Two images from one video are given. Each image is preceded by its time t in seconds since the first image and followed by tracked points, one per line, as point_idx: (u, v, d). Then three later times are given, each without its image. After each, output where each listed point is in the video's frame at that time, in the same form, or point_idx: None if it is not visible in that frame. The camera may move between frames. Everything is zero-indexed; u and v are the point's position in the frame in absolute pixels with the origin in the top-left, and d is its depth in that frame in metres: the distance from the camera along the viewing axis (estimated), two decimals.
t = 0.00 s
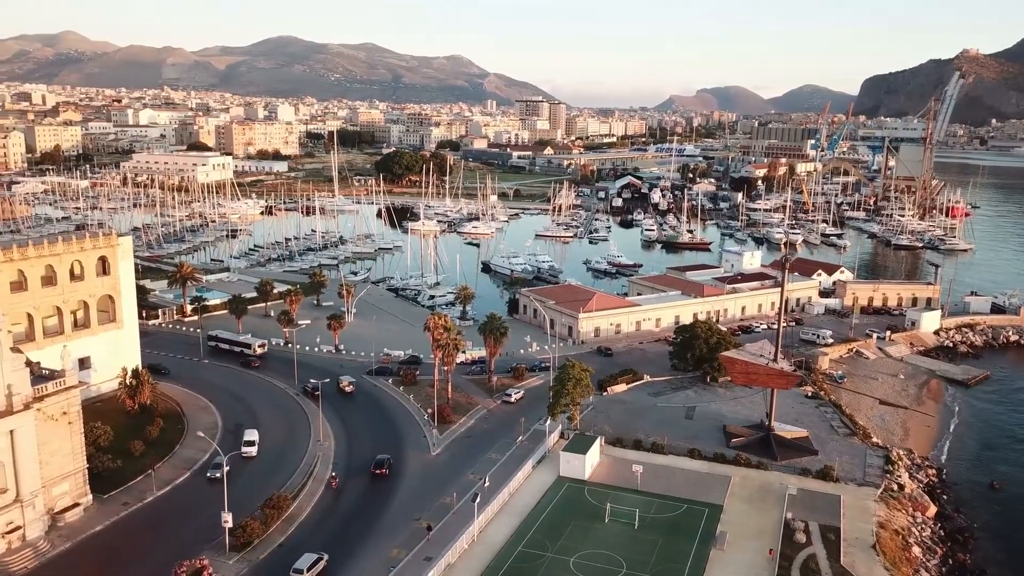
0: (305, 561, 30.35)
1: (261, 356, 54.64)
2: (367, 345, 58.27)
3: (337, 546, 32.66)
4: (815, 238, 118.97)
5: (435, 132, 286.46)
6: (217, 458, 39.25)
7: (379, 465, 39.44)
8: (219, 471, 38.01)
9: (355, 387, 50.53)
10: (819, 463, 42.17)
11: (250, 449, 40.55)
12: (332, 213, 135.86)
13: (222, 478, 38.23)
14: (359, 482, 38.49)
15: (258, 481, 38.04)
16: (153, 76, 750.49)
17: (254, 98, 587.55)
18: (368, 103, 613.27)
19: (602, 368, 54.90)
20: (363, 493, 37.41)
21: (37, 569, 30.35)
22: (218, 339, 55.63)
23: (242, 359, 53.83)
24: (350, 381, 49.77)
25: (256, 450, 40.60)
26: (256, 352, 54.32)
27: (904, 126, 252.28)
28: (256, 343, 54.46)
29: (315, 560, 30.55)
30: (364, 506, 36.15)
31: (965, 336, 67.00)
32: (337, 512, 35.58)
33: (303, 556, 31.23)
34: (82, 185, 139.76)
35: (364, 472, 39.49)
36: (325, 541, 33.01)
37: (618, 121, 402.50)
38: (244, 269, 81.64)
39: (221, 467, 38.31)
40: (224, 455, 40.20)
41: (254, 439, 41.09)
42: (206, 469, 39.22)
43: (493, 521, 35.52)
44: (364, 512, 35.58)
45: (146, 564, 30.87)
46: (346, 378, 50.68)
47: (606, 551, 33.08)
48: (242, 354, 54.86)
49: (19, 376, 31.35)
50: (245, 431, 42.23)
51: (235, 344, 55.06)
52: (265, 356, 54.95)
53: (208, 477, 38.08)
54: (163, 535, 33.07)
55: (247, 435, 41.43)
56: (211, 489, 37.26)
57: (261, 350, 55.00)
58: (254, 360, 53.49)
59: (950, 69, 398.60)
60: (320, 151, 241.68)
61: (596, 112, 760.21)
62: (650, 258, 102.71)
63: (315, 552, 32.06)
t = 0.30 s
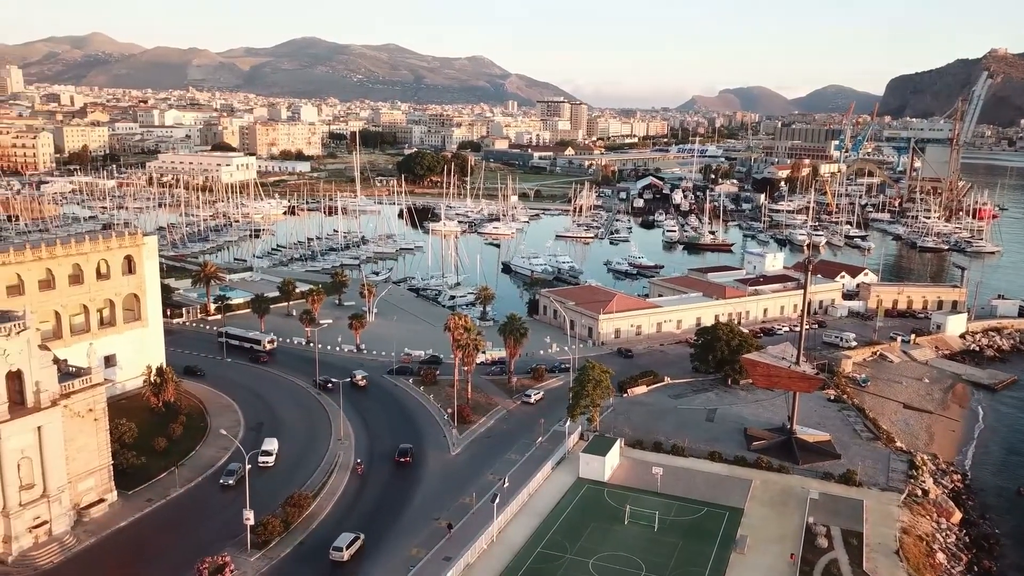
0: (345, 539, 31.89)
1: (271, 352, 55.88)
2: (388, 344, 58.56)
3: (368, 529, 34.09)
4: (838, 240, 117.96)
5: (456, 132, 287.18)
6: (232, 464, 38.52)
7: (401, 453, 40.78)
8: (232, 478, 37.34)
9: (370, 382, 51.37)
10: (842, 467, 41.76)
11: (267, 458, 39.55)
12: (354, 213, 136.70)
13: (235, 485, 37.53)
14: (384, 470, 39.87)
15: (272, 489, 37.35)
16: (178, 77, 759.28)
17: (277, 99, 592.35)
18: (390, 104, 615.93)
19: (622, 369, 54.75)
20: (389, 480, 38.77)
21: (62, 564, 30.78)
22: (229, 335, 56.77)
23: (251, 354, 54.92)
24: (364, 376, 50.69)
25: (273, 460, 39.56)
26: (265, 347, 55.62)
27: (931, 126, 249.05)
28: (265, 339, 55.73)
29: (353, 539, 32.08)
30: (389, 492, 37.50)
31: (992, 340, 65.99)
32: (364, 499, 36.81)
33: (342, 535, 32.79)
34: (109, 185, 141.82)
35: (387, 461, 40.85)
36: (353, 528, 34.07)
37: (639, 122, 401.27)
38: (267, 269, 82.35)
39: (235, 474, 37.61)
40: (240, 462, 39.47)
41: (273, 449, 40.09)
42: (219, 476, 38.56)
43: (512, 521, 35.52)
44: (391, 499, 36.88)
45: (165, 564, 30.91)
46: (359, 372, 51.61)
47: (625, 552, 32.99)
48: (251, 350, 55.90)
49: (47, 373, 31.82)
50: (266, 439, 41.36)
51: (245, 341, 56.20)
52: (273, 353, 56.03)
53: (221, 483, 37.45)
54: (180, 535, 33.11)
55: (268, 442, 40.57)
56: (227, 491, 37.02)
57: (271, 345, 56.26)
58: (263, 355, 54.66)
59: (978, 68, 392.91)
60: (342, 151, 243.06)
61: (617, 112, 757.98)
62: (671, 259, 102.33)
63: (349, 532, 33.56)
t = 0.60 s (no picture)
0: (380, 520, 33.58)
1: (280, 348, 56.52)
2: (408, 344, 58.78)
3: (400, 510, 35.87)
4: (862, 241, 116.83)
5: (478, 133, 287.51)
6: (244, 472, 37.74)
7: (423, 442, 42.11)
8: (243, 485, 36.66)
9: (391, 381, 51.63)
10: (865, 471, 41.31)
11: (282, 468, 38.56)
12: (375, 213, 137.35)
13: (246, 493, 36.83)
14: (408, 459, 41.18)
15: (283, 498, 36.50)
16: (201, 78, 767.47)
17: (300, 100, 596.74)
18: (412, 104, 618.43)
19: (642, 371, 54.54)
20: (414, 466, 40.30)
21: (86, 559, 31.16)
22: (239, 332, 57.37)
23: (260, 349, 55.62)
24: (377, 369, 51.76)
25: (288, 470, 38.54)
26: (274, 343, 56.25)
27: (958, 126, 245.53)
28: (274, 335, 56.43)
29: (388, 520, 33.75)
30: (416, 479, 38.94)
31: (1020, 344, 64.93)
32: (390, 487, 38.12)
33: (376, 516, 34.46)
34: (135, 185, 143.62)
35: (410, 450, 42.16)
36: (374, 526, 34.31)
37: (660, 122, 399.97)
38: (290, 268, 82.96)
39: (247, 481, 36.89)
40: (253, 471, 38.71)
41: (289, 458, 39.08)
42: (231, 484, 37.73)
43: (531, 522, 35.42)
44: (419, 483, 38.50)
45: (178, 564, 30.83)
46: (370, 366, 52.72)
47: (644, 554, 32.87)
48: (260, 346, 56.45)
49: (74, 370, 32.21)
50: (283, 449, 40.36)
51: (254, 337, 56.75)
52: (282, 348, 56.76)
53: (232, 490, 36.78)
54: (196, 536, 33.04)
55: (284, 452, 39.59)
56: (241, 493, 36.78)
57: (281, 342, 56.87)
58: (272, 351, 55.36)
59: (1007, 68, 386.64)
60: (364, 151, 244.31)
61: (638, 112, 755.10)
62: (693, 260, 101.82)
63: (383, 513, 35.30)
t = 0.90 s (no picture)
0: (412, 503, 35.13)
1: (287, 344, 57.20)
2: (428, 343, 58.97)
3: (430, 493, 37.59)
4: (886, 243, 115.67)
5: (499, 133, 287.87)
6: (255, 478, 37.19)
7: (443, 433, 43.34)
8: (252, 493, 36.01)
9: (411, 381, 51.77)
10: (889, 475, 40.85)
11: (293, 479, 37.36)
12: (397, 213, 137.97)
13: (255, 500, 36.18)
14: (428, 449, 42.40)
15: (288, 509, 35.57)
16: (224, 79, 775.24)
17: (322, 101, 601.20)
18: (433, 105, 620.59)
19: (663, 373, 54.33)
20: (435, 454, 41.72)
21: (111, 555, 31.53)
22: (248, 328, 58.20)
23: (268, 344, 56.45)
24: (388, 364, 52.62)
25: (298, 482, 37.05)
26: (282, 339, 56.94)
27: (985, 126, 242.02)
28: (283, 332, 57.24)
29: (419, 503, 35.30)
30: (437, 477, 39.24)
31: None
32: (411, 485, 38.40)
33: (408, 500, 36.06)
34: (160, 185, 145.36)
35: (430, 440, 43.38)
36: (395, 525, 34.49)
37: (682, 123, 398.26)
38: (312, 268, 83.55)
39: (256, 489, 36.25)
40: (265, 479, 37.94)
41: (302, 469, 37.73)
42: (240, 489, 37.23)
43: (551, 523, 35.33)
44: (444, 469, 40.10)
45: (197, 564, 30.89)
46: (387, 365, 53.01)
47: (664, 557, 32.72)
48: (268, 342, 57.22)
49: (100, 367, 32.59)
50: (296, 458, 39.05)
51: (263, 334, 57.54)
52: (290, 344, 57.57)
53: (242, 498, 36.18)
54: (216, 535, 33.18)
55: (297, 462, 38.29)
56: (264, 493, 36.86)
57: (289, 338, 57.56)
58: (279, 347, 56.16)
59: None
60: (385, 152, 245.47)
61: (659, 112, 752.41)
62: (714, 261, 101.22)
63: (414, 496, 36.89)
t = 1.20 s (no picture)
0: (441, 488, 36.82)
1: (297, 340, 58.12)
2: (449, 343, 59.15)
3: (456, 476, 39.37)
4: (911, 245, 114.35)
5: (520, 134, 287.89)
6: (264, 485, 36.55)
7: (460, 423, 44.67)
8: (261, 500, 35.34)
9: (432, 381, 51.95)
10: (912, 480, 40.39)
11: (301, 491, 36.30)
12: (418, 213, 138.49)
13: (264, 507, 35.49)
14: (447, 439, 43.66)
15: (293, 519, 34.70)
16: (247, 80, 782.74)
17: (346, 102, 605.05)
18: (454, 106, 622.05)
19: (683, 374, 54.08)
20: (455, 443, 43.13)
21: (133, 551, 31.92)
22: (258, 325, 59.46)
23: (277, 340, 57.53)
24: (399, 361, 53.77)
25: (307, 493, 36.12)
26: (291, 335, 57.97)
27: (1013, 128, 238.31)
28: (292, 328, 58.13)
29: (449, 487, 37.04)
30: (457, 474, 39.62)
31: None
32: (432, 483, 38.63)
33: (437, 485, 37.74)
34: (185, 185, 146.98)
35: (448, 431, 44.64)
36: (413, 525, 34.58)
37: (704, 124, 396.19)
38: (333, 267, 84.16)
39: (265, 496, 35.58)
40: (275, 486, 37.20)
41: (310, 480, 36.48)
42: (250, 495, 36.65)
43: (570, 524, 35.29)
44: (466, 456, 41.67)
45: (212, 564, 30.88)
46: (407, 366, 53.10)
47: (683, 559, 32.57)
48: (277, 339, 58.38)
49: (125, 364, 32.90)
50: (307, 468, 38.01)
51: (272, 331, 58.70)
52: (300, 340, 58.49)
53: (250, 504, 35.54)
54: (236, 533, 33.35)
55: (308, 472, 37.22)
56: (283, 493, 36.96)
57: (297, 334, 58.57)
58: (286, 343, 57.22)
59: None
60: (407, 152, 246.34)
61: (681, 113, 748.50)
62: (736, 263, 100.60)
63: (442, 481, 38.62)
